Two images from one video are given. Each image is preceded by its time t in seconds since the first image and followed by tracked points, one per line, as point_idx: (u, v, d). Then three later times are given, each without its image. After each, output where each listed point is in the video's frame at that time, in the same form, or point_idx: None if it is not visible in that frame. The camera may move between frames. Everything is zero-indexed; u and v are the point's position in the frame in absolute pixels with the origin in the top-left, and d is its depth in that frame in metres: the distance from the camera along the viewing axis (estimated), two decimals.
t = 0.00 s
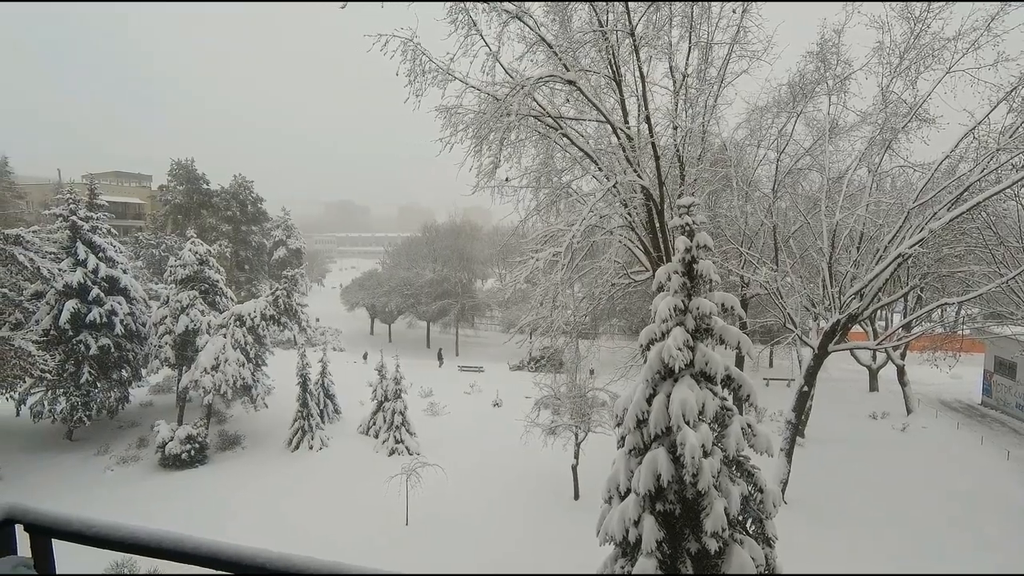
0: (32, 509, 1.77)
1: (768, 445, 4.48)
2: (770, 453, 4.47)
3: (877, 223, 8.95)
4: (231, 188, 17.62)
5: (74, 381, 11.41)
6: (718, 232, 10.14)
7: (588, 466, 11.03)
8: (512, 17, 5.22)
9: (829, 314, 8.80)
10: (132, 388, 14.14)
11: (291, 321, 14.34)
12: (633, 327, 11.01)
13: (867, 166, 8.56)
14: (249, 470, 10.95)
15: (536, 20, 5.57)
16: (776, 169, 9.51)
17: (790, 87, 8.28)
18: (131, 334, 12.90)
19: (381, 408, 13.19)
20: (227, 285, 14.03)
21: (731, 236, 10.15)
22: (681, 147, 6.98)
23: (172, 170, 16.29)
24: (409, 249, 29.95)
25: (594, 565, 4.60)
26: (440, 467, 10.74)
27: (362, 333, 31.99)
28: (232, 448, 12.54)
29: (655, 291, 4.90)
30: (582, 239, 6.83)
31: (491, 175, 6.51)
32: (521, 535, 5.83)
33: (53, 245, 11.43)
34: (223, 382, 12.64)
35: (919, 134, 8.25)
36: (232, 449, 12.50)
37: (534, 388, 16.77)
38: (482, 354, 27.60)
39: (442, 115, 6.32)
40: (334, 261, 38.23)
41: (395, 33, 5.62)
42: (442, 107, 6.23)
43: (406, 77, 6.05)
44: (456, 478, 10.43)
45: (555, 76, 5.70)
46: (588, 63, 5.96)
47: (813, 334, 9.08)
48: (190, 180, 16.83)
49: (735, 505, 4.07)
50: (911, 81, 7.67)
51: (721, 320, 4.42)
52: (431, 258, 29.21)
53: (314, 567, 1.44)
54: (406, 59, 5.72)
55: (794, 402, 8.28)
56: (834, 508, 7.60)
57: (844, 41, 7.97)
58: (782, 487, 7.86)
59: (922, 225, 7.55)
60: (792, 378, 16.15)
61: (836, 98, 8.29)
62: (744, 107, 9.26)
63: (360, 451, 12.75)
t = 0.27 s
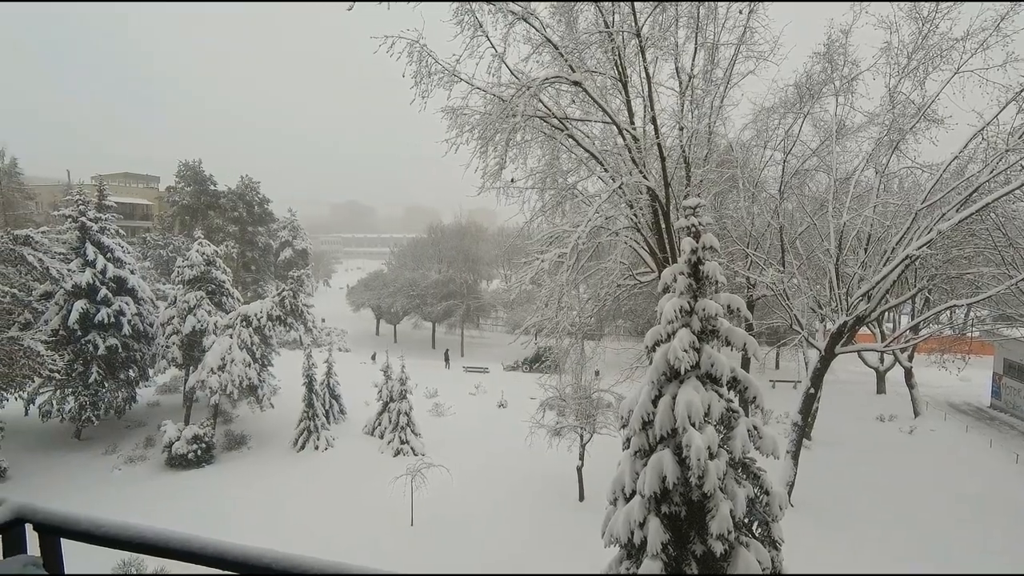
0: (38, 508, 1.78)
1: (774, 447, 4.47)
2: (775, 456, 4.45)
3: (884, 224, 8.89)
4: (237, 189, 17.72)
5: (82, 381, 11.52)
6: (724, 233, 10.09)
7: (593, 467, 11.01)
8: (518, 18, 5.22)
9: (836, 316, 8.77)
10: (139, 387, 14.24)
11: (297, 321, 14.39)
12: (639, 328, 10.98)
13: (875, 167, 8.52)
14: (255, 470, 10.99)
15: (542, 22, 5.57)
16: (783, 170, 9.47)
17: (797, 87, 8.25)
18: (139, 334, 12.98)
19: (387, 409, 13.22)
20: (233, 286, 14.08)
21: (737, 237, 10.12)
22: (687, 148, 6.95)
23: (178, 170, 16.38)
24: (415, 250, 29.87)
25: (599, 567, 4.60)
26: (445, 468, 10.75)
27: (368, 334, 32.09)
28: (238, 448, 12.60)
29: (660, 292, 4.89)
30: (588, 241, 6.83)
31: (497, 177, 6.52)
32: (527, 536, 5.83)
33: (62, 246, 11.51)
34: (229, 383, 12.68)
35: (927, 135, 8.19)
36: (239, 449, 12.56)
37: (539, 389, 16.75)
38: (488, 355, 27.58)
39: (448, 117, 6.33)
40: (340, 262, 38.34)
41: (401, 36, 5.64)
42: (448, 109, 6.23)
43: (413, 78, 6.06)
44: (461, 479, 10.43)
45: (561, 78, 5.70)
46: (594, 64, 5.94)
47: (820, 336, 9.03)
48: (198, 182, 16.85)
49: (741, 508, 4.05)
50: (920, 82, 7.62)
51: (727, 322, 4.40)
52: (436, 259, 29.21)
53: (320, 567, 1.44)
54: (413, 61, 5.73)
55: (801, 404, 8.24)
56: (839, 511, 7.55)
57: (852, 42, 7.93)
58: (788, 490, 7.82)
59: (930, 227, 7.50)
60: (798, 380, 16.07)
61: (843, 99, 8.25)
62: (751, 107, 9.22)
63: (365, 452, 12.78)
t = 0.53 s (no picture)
0: (46, 507, 1.79)
1: (780, 449, 4.45)
2: (781, 458, 4.43)
3: (890, 225, 8.84)
4: (243, 190, 17.81)
5: (89, 381, 11.61)
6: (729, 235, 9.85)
7: (597, 469, 10.98)
8: (523, 19, 5.22)
9: (842, 318, 8.73)
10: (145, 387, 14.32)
11: (302, 322, 14.47)
12: (644, 329, 10.95)
13: (881, 168, 8.48)
14: (260, 470, 11.02)
15: (547, 23, 5.57)
16: (788, 171, 9.44)
17: (802, 88, 8.22)
18: (145, 334, 13.01)
19: (391, 410, 13.24)
20: (239, 286, 14.14)
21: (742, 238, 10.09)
22: (692, 149, 6.93)
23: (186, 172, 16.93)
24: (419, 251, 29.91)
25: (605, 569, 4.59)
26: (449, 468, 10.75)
27: (372, 335, 32.16)
28: (243, 449, 12.64)
29: (665, 293, 4.88)
30: (592, 242, 6.83)
31: (502, 178, 6.52)
32: (531, 538, 5.82)
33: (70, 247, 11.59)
34: (235, 383, 12.71)
35: (934, 136, 8.15)
36: (244, 449, 12.61)
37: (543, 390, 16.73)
38: (492, 356, 27.58)
39: (453, 118, 6.34)
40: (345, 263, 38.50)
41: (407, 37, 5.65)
42: (453, 110, 6.24)
43: (418, 80, 6.08)
44: (465, 480, 10.44)
45: (566, 79, 5.69)
46: (599, 65, 5.94)
47: (825, 337, 8.98)
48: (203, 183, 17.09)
49: (746, 510, 4.03)
50: (926, 82, 7.59)
51: (732, 323, 4.38)
52: (440, 260, 29.25)
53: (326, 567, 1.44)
54: (418, 62, 5.74)
55: (806, 406, 8.20)
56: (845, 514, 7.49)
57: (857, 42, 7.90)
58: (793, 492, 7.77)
59: (937, 228, 7.46)
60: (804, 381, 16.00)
61: (849, 99, 8.23)
62: (757, 108, 9.20)
63: (370, 452, 12.80)
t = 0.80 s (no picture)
0: (55, 506, 1.80)
1: (784, 450, 4.43)
2: (785, 459, 4.42)
3: (896, 225, 8.81)
4: (248, 191, 17.88)
5: (95, 381, 11.68)
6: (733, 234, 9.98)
7: (601, 470, 10.97)
8: (527, 20, 5.23)
9: (847, 319, 8.69)
10: (150, 387, 14.39)
11: (306, 322, 14.51)
12: (648, 330, 10.93)
13: (887, 168, 8.44)
14: (264, 470, 11.05)
15: (551, 23, 5.58)
16: (793, 172, 9.41)
17: (807, 88, 8.19)
18: (150, 335, 13.09)
19: (394, 410, 13.24)
20: (243, 287, 14.18)
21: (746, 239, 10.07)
22: (696, 150, 6.91)
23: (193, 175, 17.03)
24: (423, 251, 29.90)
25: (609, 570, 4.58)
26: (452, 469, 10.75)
27: (376, 335, 32.22)
28: (247, 449, 12.68)
29: (669, 294, 4.87)
30: (596, 242, 6.82)
31: (506, 179, 6.53)
32: (534, 538, 5.82)
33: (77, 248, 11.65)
34: (239, 384, 12.76)
35: (940, 136, 8.11)
36: (248, 449, 12.64)
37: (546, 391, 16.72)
38: (496, 357, 27.56)
39: (457, 119, 6.35)
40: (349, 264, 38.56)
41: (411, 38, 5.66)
42: (457, 111, 6.26)
43: (422, 81, 6.09)
44: (468, 480, 10.44)
45: (569, 80, 5.72)
46: (603, 66, 5.94)
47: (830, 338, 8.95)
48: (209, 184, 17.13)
49: (751, 512, 4.02)
50: (932, 82, 7.55)
51: (737, 324, 4.37)
52: (444, 260, 29.26)
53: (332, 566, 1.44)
54: (422, 63, 5.75)
55: (811, 407, 8.17)
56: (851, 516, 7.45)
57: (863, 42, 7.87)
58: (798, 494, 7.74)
59: (943, 229, 7.42)
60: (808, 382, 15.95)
61: (854, 99, 8.21)
62: (761, 108, 9.17)
63: (373, 452, 12.82)
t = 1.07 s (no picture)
0: (55, 507, 1.80)
1: (786, 450, 4.43)
2: (787, 459, 4.42)
3: (898, 225, 8.80)
4: (249, 191, 17.91)
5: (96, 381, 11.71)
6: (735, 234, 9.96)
7: (602, 469, 10.97)
8: (529, 19, 5.22)
9: (849, 319, 8.69)
10: (152, 387, 14.40)
11: (308, 322, 14.56)
12: (649, 330, 10.92)
13: (889, 168, 8.44)
14: (265, 469, 11.06)
15: (553, 23, 5.58)
16: (794, 171, 9.41)
17: (809, 88, 8.18)
18: (152, 334, 13.08)
19: (396, 410, 13.24)
20: (244, 287, 14.18)
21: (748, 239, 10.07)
22: (698, 150, 6.91)
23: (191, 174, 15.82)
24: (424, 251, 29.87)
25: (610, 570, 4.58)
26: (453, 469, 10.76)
27: (377, 335, 32.25)
28: (248, 448, 12.69)
29: (670, 294, 4.87)
30: (598, 242, 6.83)
31: (508, 179, 6.53)
32: (535, 538, 5.82)
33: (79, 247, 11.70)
34: (240, 383, 12.79)
35: (942, 135, 8.11)
36: (249, 449, 12.65)
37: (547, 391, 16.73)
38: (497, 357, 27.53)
39: (459, 118, 6.35)
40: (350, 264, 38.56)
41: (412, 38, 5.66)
42: (459, 110, 6.26)
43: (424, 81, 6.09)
44: (470, 480, 10.44)
45: (572, 79, 5.71)
46: (604, 65, 5.94)
47: (832, 338, 8.93)
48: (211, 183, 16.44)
49: (752, 512, 4.01)
50: (934, 82, 7.54)
51: (738, 324, 4.37)
52: (445, 260, 29.24)
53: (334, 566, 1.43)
54: (424, 63, 5.75)
55: (813, 407, 8.15)
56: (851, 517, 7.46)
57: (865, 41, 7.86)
58: (800, 494, 7.74)
59: (945, 228, 7.41)
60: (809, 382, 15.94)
61: (856, 99, 8.19)
62: (763, 108, 9.16)
63: (375, 452, 12.82)
